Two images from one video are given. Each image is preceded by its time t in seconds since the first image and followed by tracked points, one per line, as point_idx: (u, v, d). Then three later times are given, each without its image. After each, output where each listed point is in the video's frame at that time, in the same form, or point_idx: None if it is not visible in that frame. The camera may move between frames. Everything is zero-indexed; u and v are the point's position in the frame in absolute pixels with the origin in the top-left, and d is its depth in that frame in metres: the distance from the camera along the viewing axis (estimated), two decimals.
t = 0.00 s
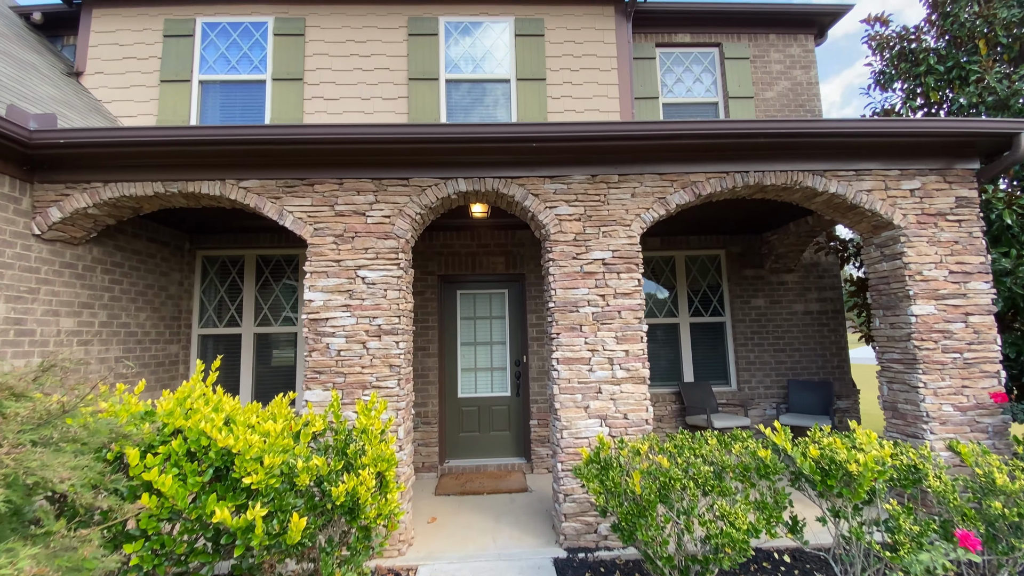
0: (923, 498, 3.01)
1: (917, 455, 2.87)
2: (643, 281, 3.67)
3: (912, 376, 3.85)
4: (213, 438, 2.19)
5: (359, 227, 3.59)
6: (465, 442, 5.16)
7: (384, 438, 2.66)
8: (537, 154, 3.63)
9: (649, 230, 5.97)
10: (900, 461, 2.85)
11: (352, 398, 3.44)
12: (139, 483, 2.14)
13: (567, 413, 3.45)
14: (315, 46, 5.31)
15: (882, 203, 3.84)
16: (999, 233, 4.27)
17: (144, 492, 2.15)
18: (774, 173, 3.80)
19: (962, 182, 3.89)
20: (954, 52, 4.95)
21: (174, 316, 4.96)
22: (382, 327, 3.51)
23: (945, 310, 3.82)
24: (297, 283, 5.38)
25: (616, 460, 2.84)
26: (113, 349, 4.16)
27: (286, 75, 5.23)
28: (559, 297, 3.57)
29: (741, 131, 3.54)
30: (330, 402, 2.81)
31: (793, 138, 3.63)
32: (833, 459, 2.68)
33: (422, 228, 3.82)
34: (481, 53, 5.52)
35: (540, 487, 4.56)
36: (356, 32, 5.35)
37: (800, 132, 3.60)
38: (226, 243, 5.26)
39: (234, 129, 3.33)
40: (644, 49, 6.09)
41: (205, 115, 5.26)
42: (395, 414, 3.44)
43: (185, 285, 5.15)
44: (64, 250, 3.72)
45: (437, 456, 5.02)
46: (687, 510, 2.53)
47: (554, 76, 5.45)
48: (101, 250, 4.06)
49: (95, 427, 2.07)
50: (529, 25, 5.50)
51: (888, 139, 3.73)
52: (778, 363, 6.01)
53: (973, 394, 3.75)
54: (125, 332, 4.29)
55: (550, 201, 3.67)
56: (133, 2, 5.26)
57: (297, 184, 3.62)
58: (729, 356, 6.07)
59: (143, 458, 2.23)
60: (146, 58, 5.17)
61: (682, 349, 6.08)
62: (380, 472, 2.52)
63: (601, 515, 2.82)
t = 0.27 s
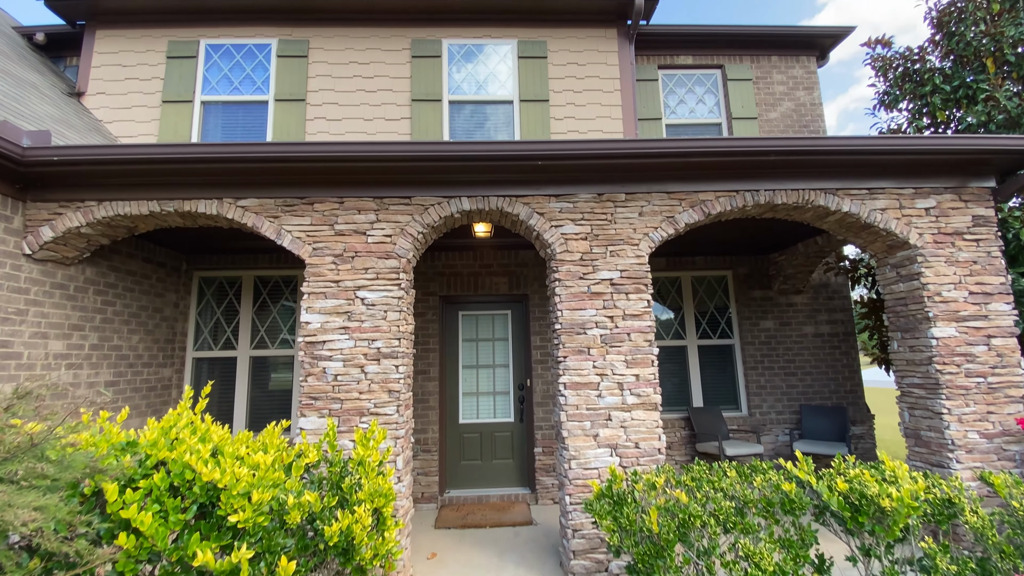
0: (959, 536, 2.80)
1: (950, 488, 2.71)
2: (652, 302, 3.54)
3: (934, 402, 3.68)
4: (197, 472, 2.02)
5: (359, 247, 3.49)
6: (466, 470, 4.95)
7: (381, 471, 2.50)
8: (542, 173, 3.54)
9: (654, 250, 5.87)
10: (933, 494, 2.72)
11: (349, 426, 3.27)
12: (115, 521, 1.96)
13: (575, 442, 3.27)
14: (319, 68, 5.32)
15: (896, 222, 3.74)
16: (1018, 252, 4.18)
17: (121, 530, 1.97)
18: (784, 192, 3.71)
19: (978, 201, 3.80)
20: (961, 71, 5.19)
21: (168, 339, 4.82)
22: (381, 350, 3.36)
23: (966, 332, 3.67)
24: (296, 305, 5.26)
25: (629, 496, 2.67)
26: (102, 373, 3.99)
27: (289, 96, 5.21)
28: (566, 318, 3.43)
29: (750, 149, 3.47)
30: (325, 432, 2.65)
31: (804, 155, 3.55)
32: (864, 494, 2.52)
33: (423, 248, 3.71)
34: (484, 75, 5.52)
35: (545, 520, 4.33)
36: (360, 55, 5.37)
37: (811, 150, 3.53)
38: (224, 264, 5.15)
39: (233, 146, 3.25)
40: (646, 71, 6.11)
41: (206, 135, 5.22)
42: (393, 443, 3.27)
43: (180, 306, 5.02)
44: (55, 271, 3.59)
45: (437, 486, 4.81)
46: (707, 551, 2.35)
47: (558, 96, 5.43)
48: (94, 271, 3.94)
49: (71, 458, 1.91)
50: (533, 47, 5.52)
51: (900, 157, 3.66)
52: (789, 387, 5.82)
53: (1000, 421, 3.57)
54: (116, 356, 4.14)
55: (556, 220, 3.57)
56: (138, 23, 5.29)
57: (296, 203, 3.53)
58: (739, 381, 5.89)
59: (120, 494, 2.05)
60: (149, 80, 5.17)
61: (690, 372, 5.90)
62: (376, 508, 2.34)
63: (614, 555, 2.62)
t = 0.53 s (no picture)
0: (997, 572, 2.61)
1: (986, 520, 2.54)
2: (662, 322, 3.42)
3: (959, 427, 3.50)
4: (183, 504, 1.86)
5: (361, 266, 3.41)
6: (469, 499, 4.76)
7: (379, 502, 2.35)
8: (547, 190, 3.48)
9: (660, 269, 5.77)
10: (967, 526, 2.54)
11: (346, 453, 3.13)
12: (94, 557, 1.80)
13: (584, 470, 3.11)
14: (324, 90, 5.35)
15: (912, 240, 3.64)
16: None
17: (101, 567, 1.80)
18: (795, 210, 3.63)
19: (995, 218, 3.70)
20: (966, 90, 5.56)
21: (165, 361, 4.71)
22: (382, 373, 3.25)
23: (990, 353, 3.52)
24: (296, 325, 5.15)
25: (642, 530, 2.51)
26: (97, 397, 3.87)
27: (293, 117, 5.23)
28: (572, 339, 3.32)
29: (759, 165, 3.41)
30: (321, 459, 2.50)
31: (814, 172, 3.49)
32: (895, 529, 2.36)
33: (426, 267, 3.63)
34: (488, 96, 5.54)
35: (552, 552, 4.12)
36: (365, 77, 5.41)
37: (821, 166, 3.46)
38: (224, 285, 5.08)
39: (234, 165, 3.22)
40: (649, 92, 6.13)
41: (210, 157, 5.23)
42: (393, 472, 3.13)
43: (179, 327, 4.93)
44: (52, 291, 3.52)
45: (439, 515, 4.61)
46: None
47: (562, 117, 5.43)
48: (92, 291, 3.86)
49: (47, 489, 1.75)
50: (536, 69, 5.56)
51: (912, 173, 3.59)
52: (802, 410, 5.63)
53: None
54: (111, 378, 4.03)
55: (562, 238, 3.49)
56: (147, 48, 5.37)
57: (297, 222, 3.47)
58: (751, 404, 5.70)
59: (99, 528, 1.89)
60: (156, 102, 5.21)
61: (700, 395, 5.72)
62: (373, 543, 2.19)
63: None
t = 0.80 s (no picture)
0: None
1: None
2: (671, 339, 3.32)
3: (985, 448, 3.34)
4: (171, 531, 1.72)
5: (362, 282, 3.36)
6: (473, 524, 4.61)
7: (376, 529, 2.24)
8: (552, 205, 3.43)
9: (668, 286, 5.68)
10: (1000, 557, 2.27)
11: (345, 476, 3.03)
12: None
13: (592, 494, 2.99)
14: (330, 110, 5.41)
15: (928, 254, 3.54)
16: None
17: None
18: (805, 224, 3.56)
19: (1013, 230, 3.60)
20: (976, 102, 5.62)
21: (167, 380, 4.66)
22: (383, 393, 3.17)
23: (1014, 371, 3.38)
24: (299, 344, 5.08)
25: (654, 559, 2.35)
26: (96, 417, 3.80)
27: (299, 137, 5.28)
28: (578, 356, 3.23)
29: (768, 178, 3.35)
30: (318, 483, 2.37)
31: (824, 185, 3.43)
32: (926, 559, 2.18)
33: (429, 284, 3.57)
34: (492, 114, 5.56)
35: None
36: (371, 96, 5.46)
37: (831, 179, 3.40)
38: (228, 303, 5.05)
39: (237, 182, 3.21)
40: (654, 108, 6.13)
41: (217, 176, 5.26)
42: (393, 496, 3.02)
43: (182, 346, 4.89)
44: (53, 310, 3.49)
45: (442, 541, 4.46)
46: None
47: (566, 134, 5.44)
48: (94, 310, 3.84)
49: (27, 514, 1.60)
50: (541, 87, 5.59)
51: (925, 186, 3.52)
52: (818, 431, 5.44)
53: None
54: (110, 399, 3.96)
55: (566, 253, 3.43)
56: (157, 70, 5.48)
57: (299, 239, 3.44)
58: (764, 425, 5.52)
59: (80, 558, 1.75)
60: (165, 123, 5.29)
61: (711, 415, 5.56)
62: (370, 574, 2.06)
63: None
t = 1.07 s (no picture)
0: None
1: None
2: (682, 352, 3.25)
3: (1013, 464, 3.20)
4: (169, 551, 1.66)
5: (369, 296, 3.34)
6: (482, 542, 4.51)
7: (380, 549, 2.16)
8: (559, 217, 3.40)
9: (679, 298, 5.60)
10: None
11: (350, 493, 2.98)
12: None
13: (602, 513, 2.90)
14: (340, 126, 5.48)
15: (947, 262, 3.44)
16: None
17: None
18: (819, 233, 3.49)
19: None
20: (991, 109, 5.55)
21: (176, 395, 4.66)
22: (389, 408, 3.12)
23: None
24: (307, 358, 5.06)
25: None
26: (104, 432, 3.81)
27: (309, 153, 5.34)
28: (587, 370, 3.16)
29: (778, 188, 3.30)
30: (321, 501, 2.31)
31: (837, 193, 3.37)
32: None
33: (436, 297, 3.54)
34: (500, 127, 5.58)
35: None
36: (379, 112, 5.53)
37: (843, 188, 3.34)
38: (237, 318, 5.06)
39: (244, 197, 3.23)
40: (661, 120, 6.11)
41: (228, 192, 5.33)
42: (398, 514, 2.96)
43: (191, 361, 4.90)
44: (64, 325, 3.52)
45: (450, 560, 4.37)
46: None
47: (573, 146, 5.44)
48: (104, 325, 3.87)
49: (23, 534, 1.55)
50: (548, 100, 5.61)
51: (941, 193, 3.43)
52: (836, 447, 5.28)
53: None
54: (119, 414, 3.96)
55: (574, 265, 3.39)
56: (172, 90, 5.61)
57: (306, 253, 3.44)
58: (781, 440, 5.36)
59: None
60: (178, 141, 5.39)
61: (725, 430, 5.42)
62: None
63: None
